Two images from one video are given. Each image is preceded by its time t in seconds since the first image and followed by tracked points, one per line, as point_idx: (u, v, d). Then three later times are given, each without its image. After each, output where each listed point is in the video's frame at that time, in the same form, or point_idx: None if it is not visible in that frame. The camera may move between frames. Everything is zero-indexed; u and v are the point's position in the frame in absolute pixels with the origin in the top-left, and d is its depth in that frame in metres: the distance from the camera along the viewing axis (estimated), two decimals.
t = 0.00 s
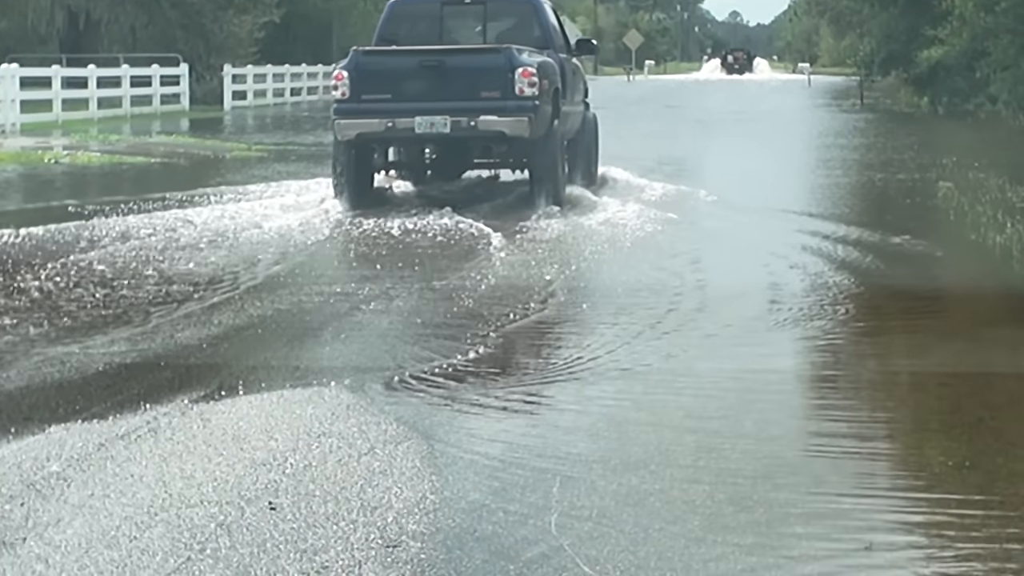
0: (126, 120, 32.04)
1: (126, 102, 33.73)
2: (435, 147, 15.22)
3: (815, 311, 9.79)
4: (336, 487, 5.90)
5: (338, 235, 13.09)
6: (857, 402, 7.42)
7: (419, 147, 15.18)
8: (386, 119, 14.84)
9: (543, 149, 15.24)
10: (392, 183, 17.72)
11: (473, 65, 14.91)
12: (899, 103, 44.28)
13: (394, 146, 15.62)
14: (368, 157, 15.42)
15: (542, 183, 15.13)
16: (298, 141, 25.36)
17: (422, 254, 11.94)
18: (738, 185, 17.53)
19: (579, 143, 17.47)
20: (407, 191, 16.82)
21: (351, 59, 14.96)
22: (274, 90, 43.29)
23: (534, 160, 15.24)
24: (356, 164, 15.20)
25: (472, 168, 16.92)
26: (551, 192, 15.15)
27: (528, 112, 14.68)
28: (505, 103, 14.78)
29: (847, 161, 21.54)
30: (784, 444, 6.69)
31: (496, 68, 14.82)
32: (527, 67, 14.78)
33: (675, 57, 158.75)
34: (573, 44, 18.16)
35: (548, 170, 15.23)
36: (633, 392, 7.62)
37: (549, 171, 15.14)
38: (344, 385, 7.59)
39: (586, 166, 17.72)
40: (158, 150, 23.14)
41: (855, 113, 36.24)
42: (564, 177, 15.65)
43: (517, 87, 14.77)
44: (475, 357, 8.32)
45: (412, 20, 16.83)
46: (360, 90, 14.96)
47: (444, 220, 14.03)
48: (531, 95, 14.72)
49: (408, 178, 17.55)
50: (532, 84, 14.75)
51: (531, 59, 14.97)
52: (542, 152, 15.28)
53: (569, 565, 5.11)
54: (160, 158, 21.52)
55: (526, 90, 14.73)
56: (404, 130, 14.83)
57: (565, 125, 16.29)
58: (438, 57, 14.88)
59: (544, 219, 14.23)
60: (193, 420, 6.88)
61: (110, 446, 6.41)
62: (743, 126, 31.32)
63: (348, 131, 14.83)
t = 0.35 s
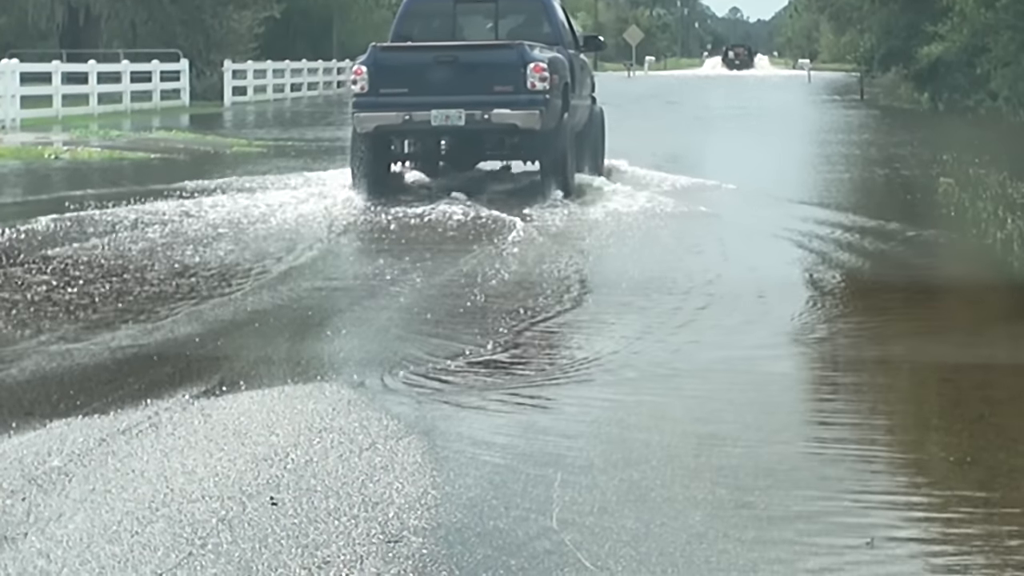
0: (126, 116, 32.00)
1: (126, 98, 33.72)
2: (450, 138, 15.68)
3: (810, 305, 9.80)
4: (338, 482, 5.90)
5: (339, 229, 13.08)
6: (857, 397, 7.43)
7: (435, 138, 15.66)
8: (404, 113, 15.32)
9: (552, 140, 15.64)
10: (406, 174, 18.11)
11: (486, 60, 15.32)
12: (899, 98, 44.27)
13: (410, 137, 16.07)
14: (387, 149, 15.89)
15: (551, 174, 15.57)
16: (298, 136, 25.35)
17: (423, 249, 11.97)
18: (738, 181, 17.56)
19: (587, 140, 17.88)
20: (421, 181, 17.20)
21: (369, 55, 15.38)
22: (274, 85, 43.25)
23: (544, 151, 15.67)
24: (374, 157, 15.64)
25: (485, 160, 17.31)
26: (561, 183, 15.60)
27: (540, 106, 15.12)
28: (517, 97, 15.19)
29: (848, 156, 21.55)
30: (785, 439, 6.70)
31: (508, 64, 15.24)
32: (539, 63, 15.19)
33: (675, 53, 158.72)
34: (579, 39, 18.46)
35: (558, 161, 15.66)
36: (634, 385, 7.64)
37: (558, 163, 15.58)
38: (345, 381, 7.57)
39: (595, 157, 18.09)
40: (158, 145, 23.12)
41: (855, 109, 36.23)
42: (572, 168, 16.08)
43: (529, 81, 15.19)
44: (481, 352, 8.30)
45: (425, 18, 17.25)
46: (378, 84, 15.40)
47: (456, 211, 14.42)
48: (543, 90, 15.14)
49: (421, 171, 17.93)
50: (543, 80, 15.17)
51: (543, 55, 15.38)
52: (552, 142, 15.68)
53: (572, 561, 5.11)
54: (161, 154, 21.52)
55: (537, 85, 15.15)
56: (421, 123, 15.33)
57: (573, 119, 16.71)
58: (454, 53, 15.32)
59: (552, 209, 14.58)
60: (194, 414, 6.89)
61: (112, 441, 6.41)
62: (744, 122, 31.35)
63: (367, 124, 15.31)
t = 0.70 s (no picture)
0: (127, 113, 31.97)
1: (126, 95, 33.69)
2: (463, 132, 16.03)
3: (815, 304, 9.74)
4: (339, 480, 5.90)
5: (341, 225, 13.06)
6: (859, 394, 7.43)
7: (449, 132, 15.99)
8: (419, 107, 15.64)
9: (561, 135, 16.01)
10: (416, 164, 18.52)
11: (500, 57, 15.68)
12: (899, 95, 44.27)
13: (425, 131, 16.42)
14: (402, 142, 16.21)
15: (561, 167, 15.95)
16: (299, 134, 25.35)
17: (425, 245, 11.98)
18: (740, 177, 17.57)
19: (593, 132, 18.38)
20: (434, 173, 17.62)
21: (388, 52, 15.74)
22: (275, 82, 43.22)
23: (555, 145, 16.09)
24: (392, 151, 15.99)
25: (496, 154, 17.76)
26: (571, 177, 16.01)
27: (551, 102, 15.50)
28: (528, 93, 15.57)
29: (849, 153, 21.56)
30: (787, 435, 6.70)
31: (521, 61, 15.60)
32: (550, 60, 15.57)
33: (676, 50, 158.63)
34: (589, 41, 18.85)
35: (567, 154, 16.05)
36: (636, 381, 7.65)
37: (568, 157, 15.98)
38: (347, 378, 7.56)
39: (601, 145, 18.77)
40: (159, 143, 23.11)
41: (855, 106, 36.23)
42: (580, 163, 16.51)
43: (540, 77, 15.56)
44: (490, 351, 8.26)
45: (440, 15, 17.68)
46: (395, 80, 15.73)
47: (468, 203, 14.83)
48: (554, 86, 15.51)
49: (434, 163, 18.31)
50: (554, 76, 15.54)
51: (553, 52, 15.76)
52: (561, 137, 16.06)
53: (574, 557, 5.11)
54: (162, 152, 21.51)
55: (549, 81, 15.52)
56: (436, 117, 15.64)
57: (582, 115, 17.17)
58: (469, 50, 15.68)
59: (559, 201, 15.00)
60: (196, 411, 6.89)
61: (113, 438, 6.41)
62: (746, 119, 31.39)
63: (385, 118, 15.63)
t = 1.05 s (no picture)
0: (128, 111, 31.93)
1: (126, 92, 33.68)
2: (476, 127, 16.32)
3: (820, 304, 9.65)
4: (340, 477, 5.90)
5: (346, 221, 13.07)
6: (859, 390, 7.43)
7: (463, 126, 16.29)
8: (434, 102, 15.97)
9: (572, 130, 16.27)
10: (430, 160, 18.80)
11: (512, 54, 15.97)
12: (900, 92, 44.25)
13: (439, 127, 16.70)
14: (418, 137, 16.46)
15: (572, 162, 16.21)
16: (301, 131, 25.33)
17: (427, 241, 11.98)
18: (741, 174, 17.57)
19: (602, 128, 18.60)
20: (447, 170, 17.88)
21: (403, 49, 16.07)
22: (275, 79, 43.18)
23: (565, 140, 16.35)
24: (407, 146, 16.20)
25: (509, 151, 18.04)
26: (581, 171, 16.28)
27: (560, 96, 15.77)
28: (539, 88, 15.84)
29: (850, 150, 21.58)
30: (787, 434, 6.68)
31: (531, 58, 15.89)
32: (560, 56, 15.84)
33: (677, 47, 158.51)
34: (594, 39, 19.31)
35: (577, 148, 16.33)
36: (640, 378, 7.64)
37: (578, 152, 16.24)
38: (348, 376, 7.54)
39: (609, 138, 19.00)
40: (160, 140, 23.09)
41: (856, 103, 36.30)
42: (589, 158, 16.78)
43: (550, 73, 15.84)
44: (500, 351, 8.18)
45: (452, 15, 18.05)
46: (411, 75, 16.07)
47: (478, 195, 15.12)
48: (563, 81, 15.78)
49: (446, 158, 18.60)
50: (564, 72, 15.80)
51: (563, 49, 16.02)
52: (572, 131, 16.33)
53: (576, 554, 5.11)
54: (163, 149, 21.50)
55: (558, 77, 15.78)
56: (450, 112, 15.96)
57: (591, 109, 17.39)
58: (481, 48, 15.98)
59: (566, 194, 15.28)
60: (197, 408, 6.89)
61: (115, 435, 6.41)
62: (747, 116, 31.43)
63: (400, 113, 15.98)
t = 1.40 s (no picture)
0: (129, 107, 31.91)
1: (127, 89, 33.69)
2: (488, 122, 16.60)
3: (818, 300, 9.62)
4: (342, 473, 5.90)
5: (350, 218, 13.08)
6: (861, 387, 7.42)
7: (475, 121, 16.57)
8: (448, 97, 16.24)
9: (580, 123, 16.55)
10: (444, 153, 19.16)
11: (523, 50, 16.23)
12: (901, 89, 44.22)
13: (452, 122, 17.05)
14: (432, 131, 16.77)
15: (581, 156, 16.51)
16: (302, 128, 25.34)
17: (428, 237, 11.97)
18: (741, 170, 17.55)
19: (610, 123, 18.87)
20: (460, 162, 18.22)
21: (418, 46, 16.37)
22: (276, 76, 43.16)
23: (574, 134, 16.62)
24: (421, 140, 16.56)
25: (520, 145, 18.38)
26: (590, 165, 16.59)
27: (570, 92, 16.03)
28: (548, 84, 16.10)
29: (851, 146, 21.61)
30: (788, 430, 6.68)
31: (542, 54, 16.15)
32: (569, 53, 16.09)
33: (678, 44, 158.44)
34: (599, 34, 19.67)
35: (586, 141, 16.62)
36: (641, 374, 7.66)
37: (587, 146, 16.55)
38: (350, 373, 7.54)
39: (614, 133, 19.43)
40: (161, 137, 23.08)
41: (857, 101, 36.33)
42: (597, 152, 17.07)
43: (560, 70, 16.09)
44: (504, 350, 8.15)
45: (464, 13, 18.29)
46: (426, 72, 16.36)
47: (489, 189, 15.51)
48: (572, 77, 16.03)
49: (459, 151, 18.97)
50: (573, 68, 16.05)
51: (572, 46, 16.28)
52: (580, 126, 16.61)
53: (577, 551, 5.10)
54: (165, 145, 21.52)
55: (567, 73, 16.03)
56: (463, 107, 16.24)
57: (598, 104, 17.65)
58: (493, 44, 16.24)
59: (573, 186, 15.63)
60: (198, 405, 6.89)
61: (116, 431, 6.41)
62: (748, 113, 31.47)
63: (415, 108, 16.26)
